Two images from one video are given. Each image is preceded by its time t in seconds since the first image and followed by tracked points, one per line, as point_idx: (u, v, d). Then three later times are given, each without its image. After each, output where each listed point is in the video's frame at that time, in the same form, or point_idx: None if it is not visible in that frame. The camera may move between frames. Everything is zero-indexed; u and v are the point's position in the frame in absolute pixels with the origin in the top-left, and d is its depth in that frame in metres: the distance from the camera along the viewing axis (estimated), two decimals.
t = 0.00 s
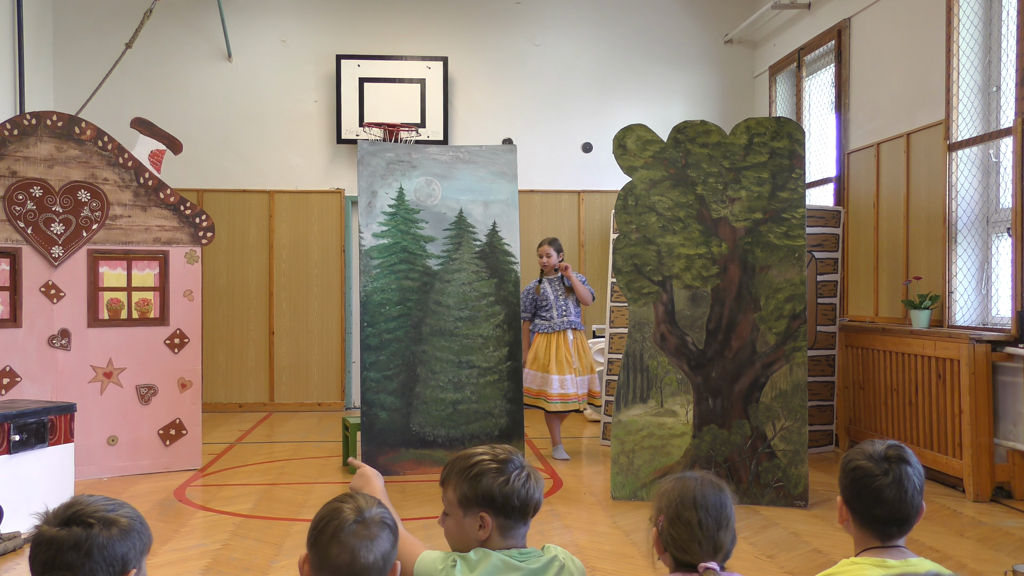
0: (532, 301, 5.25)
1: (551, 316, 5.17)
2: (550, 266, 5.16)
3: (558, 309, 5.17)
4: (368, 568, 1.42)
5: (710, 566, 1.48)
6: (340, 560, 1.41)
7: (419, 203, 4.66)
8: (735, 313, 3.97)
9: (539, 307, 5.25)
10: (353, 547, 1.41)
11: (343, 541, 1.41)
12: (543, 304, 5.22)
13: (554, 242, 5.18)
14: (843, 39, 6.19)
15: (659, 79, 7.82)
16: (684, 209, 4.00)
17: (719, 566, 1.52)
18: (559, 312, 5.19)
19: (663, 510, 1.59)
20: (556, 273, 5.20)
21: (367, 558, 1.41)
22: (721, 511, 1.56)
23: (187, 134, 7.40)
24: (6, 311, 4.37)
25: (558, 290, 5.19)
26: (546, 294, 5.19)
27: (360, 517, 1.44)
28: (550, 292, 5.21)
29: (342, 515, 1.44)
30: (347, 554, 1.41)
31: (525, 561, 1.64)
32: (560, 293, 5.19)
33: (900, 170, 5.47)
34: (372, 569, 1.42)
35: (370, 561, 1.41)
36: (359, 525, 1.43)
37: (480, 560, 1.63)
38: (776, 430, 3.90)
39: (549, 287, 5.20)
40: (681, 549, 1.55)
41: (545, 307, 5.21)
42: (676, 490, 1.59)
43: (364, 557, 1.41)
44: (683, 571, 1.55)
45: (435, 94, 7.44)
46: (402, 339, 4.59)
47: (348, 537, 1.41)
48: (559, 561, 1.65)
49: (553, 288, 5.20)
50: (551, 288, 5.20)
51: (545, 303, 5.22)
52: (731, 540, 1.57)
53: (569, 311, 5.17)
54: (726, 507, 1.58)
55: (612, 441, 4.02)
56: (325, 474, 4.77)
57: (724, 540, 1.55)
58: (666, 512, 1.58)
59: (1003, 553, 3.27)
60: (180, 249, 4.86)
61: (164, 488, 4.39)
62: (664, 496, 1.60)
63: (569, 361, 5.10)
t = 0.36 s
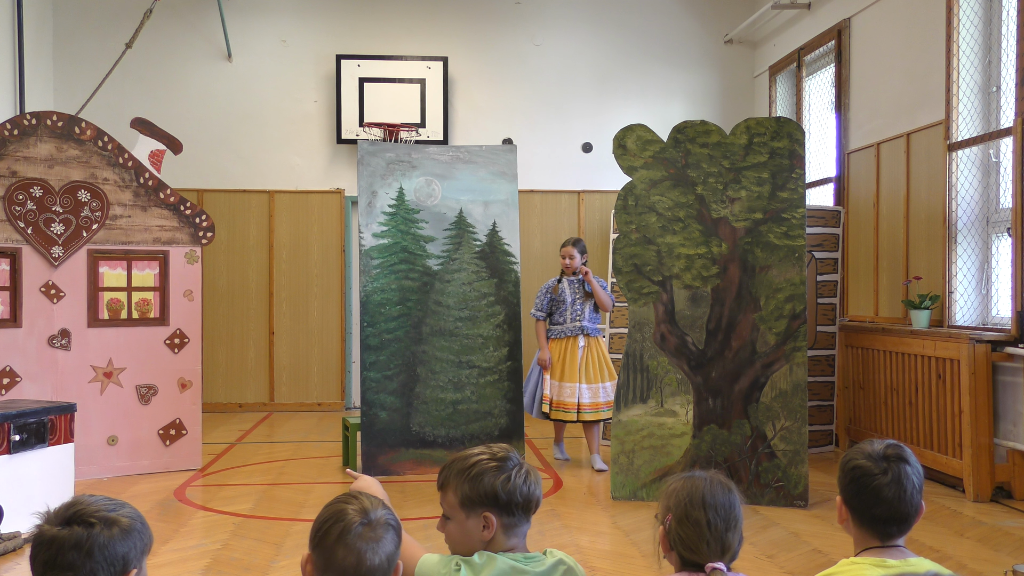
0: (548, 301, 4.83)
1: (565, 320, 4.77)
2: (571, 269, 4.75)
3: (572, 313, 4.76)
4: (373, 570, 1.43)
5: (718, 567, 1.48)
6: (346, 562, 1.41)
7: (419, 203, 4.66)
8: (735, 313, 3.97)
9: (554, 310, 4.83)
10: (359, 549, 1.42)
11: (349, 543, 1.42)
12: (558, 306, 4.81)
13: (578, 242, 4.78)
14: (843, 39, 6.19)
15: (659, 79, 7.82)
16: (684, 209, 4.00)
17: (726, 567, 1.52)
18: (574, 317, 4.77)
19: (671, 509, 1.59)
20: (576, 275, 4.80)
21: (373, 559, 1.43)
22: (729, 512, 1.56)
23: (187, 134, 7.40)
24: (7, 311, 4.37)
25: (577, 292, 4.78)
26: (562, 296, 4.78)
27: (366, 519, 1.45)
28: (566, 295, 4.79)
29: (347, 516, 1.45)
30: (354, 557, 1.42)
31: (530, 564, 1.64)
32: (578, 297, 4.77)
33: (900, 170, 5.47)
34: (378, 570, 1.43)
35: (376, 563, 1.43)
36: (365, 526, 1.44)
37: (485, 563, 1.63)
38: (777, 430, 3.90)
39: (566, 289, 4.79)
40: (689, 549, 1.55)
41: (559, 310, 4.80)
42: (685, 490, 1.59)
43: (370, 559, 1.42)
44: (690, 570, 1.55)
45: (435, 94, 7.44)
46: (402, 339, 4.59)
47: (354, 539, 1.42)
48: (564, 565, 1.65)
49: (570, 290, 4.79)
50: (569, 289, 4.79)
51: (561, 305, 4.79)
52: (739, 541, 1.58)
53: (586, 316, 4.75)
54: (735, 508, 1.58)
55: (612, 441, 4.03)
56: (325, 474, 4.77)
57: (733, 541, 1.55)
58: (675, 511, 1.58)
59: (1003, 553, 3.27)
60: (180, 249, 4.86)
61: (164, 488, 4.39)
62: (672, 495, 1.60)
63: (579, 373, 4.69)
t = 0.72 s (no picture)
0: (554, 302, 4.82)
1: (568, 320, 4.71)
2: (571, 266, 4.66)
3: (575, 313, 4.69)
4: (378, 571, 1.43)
5: (718, 568, 1.48)
6: (351, 562, 1.42)
7: (419, 203, 4.66)
8: (735, 313, 3.97)
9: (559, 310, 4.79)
10: (364, 550, 1.43)
11: (355, 542, 1.42)
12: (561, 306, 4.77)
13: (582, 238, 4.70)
14: (843, 39, 6.19)
15: (659, 79, 7.83)
16: (684, 209, 4.00)
17: (726, 567, 1.53)
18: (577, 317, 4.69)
19: (672, 510, 1.59)
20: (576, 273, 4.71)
21: (377, 560, 1.43)
22: (729, 512, 1.56)
23: (187, 134, 7.40)
24: (6, 311, 4.37)
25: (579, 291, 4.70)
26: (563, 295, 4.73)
27: (371, 519, 1.45)
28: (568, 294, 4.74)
29: (353, 516, 1.45)
30: (359, 557, 1.42)
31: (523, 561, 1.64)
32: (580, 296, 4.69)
33: (900, 170, 5.47)
34: (382, 571, 1.44)
35: (380, 563, 1.43)
36: (371, 527, 1.44)
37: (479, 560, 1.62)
38: (777, 430, 3.90)
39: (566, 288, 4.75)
40: (690, 550, 1.55)
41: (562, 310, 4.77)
42: (686, 490, 1.58)
43: (374, 560, 1.42)
44: (690, 571, 1.55)
45: (435, 94, 7.44)
46: (402, 339, 4.59)
47: (360, 539, 1.42)
48: (556, 561, 1.67)
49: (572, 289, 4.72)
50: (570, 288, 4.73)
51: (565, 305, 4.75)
52: (739, 541, 1.58)
53: (588, 315, 4.66)
54: (735, 508, 1.59)
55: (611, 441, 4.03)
56: (325, 474, 4.78)
57: (733, 542, 1.55)
58: (676, 512, 1.58)
59: (1003, 553, 3.27)
60: (180, 249, 4.86)
61: (164, 488, 4.39)
62: (672, 496, 1.60)
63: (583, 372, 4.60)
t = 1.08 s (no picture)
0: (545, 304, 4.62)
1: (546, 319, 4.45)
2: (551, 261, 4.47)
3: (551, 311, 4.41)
4: (385, 568, 1.43)
5: (720, 568, 1.48)
6: (359, 559, 1.42)
7: (419, 203, 4.66)
8: (735, 313, 3.97)
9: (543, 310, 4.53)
10: (372, 547, 1.43)
11: (363, 539, 1.42)
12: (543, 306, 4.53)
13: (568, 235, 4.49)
14: (843, 39, 6.19)
15: (659, 79, 7.82)
16: (685, 208, 4.00)
17: (728, 568, 1.53)
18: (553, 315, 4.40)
19: (674, 510, 1.58)
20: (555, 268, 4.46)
21: (384, 557, 1.43)
22: (732, 513, 1.56)
23: (187, 134, 7.40)
24: (6, 311, 4.37)
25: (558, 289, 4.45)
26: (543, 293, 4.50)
27: (377, 516, 1.46)
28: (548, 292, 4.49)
29: (359, 514, 1.45)
30: (366, 554, 1.42)
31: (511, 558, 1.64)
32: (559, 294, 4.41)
33: (900, 170, 5.47)
34: (389, 568, 1.44)
35: (387, 560, 1.43)
36: (378, 524, 1.45)
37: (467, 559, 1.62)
38: (776, 430, 3.90)
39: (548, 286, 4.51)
40: (692, 550, 1.55)
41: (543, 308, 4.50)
42: (688, 490, 1.58)
43: (381, 557, 1.43)
44: (692, 571, 1.55)
45: (435, 94, 7.44)
46: (402, 339, 4.59)
47: (368, 536, 1.43)
48: (543, 557, 1.66)
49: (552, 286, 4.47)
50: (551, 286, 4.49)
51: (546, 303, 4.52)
52: (741, 542, 1.58)
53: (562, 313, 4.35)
54: (738, 509, 1.59)
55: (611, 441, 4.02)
56: (325, 474, 4.77)
57: (735, 542, 1.55)
58: (678, 512, 1.57)
59: (1003, 553, 3.27)
60: (180, 249, 4.86)
61: (164, 488, 4.38)
62: (674, 496, 1.60)
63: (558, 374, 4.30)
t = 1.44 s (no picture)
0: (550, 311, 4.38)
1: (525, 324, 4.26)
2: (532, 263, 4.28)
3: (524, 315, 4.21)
4: (394, 561, 1.44)
5: (723, 569, 1.48)
6: (370, 549, 1.44)
7: (419, 203, 4.66)
8: (735, 313, 3.97)
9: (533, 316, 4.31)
10: (384, 537, 1.45)
11: (375, 528, 1.45)
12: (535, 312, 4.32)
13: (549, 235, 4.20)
14: (843, 39, 6.19)
15: (659, 80, 7.82)
16: (684, 209, 4.00)
17: (730, 568, 1.53)
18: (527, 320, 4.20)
19: (675, 510, 1.58)
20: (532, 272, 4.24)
21: (395, 548, 1.45)
22: (733, 513, 1.56)
23: (187, 134, 7.40)
24: (6, 311, 4.37)
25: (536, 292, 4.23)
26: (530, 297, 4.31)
27: (391, 509, 1.49)
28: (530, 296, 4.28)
29: (374, 507, 1.49)
30: (379, 543, 1.44)
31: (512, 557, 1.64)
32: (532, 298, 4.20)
33: (900, 170, 5.47)
34: (399, 561, 1.45)
35: (399, 550, 1.45)
36: (391, 516, 1.48)
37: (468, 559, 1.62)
38: (776, 430, 3.90)
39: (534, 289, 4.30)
40: (694, 551, 1.55)
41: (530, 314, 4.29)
42: (690, 490, 1.58)
43: (394, 546, 1.45)
44: (693, 572, 1.55)
45: (435, 94, 7.44)
46: (402, 339, 4.59)
47: (380, 525, 1.45)
48: (547, 556, 1.65)
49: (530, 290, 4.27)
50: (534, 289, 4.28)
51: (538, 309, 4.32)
52: (743, 542, 1.58)
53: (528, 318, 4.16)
54: (740, 509, 1.58)
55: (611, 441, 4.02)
56: (325, 474, 4.77)
57: (737, 543, 1.55)
58: (679, 512, 1.58)
59: (1003, 553, 3.27)
60: (180, 249, 4.86)
61: (164, 488, 4.38)
62: (676, 495, 1.60)
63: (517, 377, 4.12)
